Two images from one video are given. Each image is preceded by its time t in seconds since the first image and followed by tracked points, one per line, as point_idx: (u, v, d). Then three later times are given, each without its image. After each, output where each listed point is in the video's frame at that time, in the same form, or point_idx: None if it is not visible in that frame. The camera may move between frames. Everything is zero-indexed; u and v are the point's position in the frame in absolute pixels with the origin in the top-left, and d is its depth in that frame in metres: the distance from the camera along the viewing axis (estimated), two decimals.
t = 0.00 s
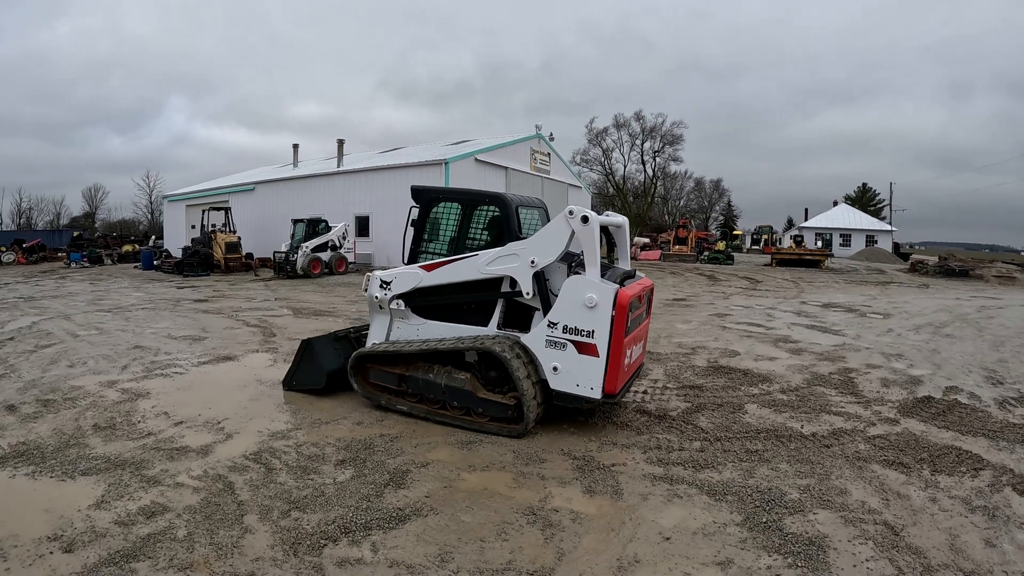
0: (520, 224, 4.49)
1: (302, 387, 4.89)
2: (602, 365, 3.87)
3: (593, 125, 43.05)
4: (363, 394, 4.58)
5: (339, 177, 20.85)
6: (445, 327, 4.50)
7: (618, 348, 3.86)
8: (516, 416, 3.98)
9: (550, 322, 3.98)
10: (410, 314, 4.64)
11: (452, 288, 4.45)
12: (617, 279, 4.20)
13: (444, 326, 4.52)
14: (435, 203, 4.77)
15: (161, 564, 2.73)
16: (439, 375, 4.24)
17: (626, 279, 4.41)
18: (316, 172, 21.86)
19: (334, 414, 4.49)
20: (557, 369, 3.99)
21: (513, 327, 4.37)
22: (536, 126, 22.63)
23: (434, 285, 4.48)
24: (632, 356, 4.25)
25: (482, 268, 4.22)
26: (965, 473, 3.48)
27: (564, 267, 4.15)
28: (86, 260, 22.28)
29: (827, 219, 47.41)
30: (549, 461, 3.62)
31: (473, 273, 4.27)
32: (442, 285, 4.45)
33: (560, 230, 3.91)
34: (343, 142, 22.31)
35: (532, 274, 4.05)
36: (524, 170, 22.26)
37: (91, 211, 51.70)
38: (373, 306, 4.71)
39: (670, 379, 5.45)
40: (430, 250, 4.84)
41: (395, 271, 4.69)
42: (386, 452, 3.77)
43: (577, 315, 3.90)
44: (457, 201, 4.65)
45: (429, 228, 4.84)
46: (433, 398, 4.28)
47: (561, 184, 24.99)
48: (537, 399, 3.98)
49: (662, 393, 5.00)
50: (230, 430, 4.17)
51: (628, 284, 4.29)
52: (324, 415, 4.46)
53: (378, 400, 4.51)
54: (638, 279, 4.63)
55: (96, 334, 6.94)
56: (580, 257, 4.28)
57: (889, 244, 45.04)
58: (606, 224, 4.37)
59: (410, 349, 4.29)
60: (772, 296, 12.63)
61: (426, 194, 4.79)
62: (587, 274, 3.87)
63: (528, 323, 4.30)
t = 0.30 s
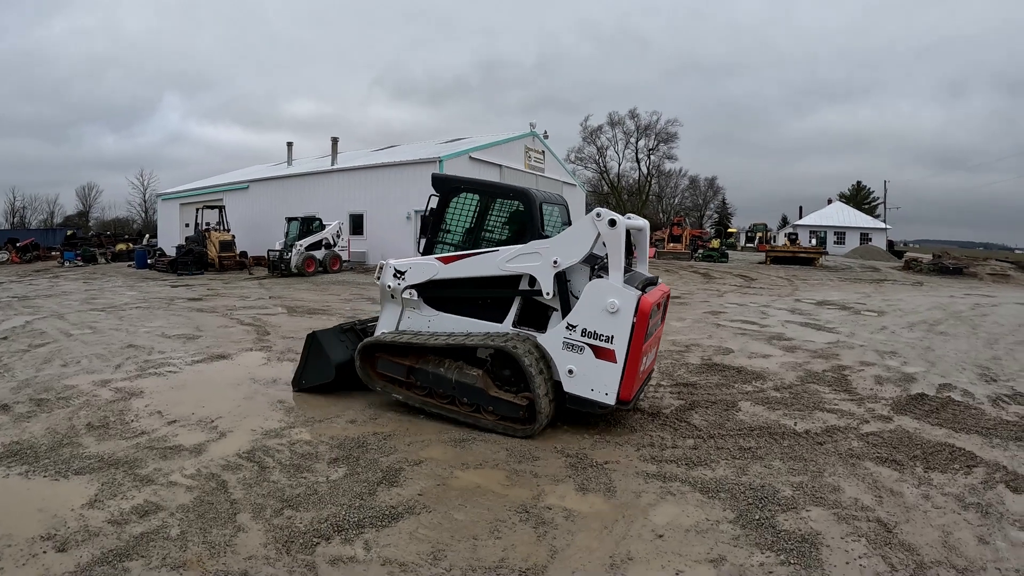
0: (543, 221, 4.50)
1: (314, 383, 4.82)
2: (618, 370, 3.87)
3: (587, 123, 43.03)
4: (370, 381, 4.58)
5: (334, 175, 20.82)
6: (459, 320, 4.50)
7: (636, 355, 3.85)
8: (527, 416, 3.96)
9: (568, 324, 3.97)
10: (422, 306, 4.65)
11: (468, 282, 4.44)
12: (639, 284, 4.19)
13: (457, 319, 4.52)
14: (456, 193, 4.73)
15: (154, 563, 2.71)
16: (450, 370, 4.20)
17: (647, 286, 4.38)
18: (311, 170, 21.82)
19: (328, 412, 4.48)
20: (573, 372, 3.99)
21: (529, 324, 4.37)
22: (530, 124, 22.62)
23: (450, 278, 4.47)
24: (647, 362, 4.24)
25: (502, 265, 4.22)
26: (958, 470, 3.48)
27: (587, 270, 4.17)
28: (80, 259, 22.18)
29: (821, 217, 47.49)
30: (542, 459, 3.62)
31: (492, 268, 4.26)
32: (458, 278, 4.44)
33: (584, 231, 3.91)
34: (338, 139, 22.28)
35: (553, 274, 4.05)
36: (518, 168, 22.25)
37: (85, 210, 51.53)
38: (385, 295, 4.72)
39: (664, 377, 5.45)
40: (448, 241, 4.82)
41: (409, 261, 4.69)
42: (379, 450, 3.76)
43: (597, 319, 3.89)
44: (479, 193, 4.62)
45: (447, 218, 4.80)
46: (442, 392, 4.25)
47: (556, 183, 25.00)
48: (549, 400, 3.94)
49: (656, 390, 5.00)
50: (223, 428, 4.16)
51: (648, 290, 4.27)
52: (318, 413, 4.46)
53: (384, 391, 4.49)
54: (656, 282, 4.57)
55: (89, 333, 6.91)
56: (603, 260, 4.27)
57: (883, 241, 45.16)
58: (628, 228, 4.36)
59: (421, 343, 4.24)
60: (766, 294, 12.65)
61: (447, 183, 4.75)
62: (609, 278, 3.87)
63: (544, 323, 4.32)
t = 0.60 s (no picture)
0: (552, 217, 4.49)
1: (314, 380, 4.66)
2: (625, 373, 3.87)
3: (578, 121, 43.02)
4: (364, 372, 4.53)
5: (323, 172, 20.80)
6: (460, 314, 4.47)
7: (643, 358, 3.85)
8: (530, 415, 3.92)
9: (576, 324, 3.97)
10: (424, 298, 4.62)
11: (474, 275, 4.42)
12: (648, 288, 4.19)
13: (459, 314, 4.49)
14: (463, 184, 4.72)
15: (140, 562, 2.69)
16: (453, 366, 4.15)
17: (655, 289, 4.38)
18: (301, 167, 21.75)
19: (317, 409, 4.47)
20: (578, 373, 3.99)
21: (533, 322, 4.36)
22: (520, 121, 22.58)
23: (454, 270, 4.44)
24: (651, 365, 4.24)
25: (510, 261, 4.21)
26: (946, 466, 3.47)
27: (597, 270, 4.12)
28: (70, 258, 22.07)
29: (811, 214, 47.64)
30: (529, 455, 3.61)
31: (499, 262, 4.25)
32: (463, 271, 4.41)
33: (598, 231, 3.95)
34: (327, 137, 22.21)
35: (563, 272, 4.06)
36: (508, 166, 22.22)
37: (76, 209, 51.28)
38: (386, 284, 4.71)
39: (653, 373, 5.45)
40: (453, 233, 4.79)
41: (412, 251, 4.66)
42: (367, 447, 3.75)
43: (606, 321, 3.89)
44: (488, 185, 4.61)
45: (454, 210, 4.79)
46: (443, 388, 4.21)
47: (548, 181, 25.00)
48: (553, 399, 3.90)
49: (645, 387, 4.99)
50: (211, 426, 4.14)
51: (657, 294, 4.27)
52: (307, 410, 4.45)
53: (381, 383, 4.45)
54: (664, 286, 4.55)
55: (77, 332, 6.88)
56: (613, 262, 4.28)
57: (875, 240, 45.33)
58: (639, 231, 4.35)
59: (424, 337, 4.18)
60: (756, 291, 12.67)
61: (456, 174, 4.74)
62: (621, 281, 3.85)
63: (548, 321, 4.32)
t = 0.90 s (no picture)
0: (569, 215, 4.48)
1: (315, 378, 4.56)
2: (634, 377, 3.85)
3: (568, 119, 43.03)
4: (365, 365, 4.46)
5: (312, 170, 20.77)
6: (467, 310, 4.47)
7: (653, 363, 3.85)
8: (536, 415, 3.86)
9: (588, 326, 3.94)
10: (429, 291, 4.62)
11: (482, 269, 4.41)
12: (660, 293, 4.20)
13: (465, 310, 4.48)
14: (475, 175, 4.70)
15: (127, 561, 2.67)
16: (457, 362, 4.06)
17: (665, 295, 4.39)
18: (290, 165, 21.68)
19: (305, 408, 4.46)
20: (586, 375, 3.95)
21: (541, 320, 4.36)
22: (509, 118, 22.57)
23: (463, 263, 4.42)
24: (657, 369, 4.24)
25: (523, 259, 4.17)
26: (933, 462, 3.48)
27: (610, 271, 4.16)
28: (58, 258, 21.94)
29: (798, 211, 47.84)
30: (515, 452, 3.60)
31: (511, 259, 4.20)
32: (472, 266, 4.40)
33: (615, 233, 3.92)
34: (315, 135, 22.15)
35: (576, 273, 4.02)
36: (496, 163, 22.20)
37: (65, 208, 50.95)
38: (390, 273, 4.71)
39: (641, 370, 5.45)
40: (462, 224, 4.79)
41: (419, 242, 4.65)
42: (354, 445, 3.73)
43: (618, 324, 3.88)
44: (501, 178, 4.60)
45: (464, 201, 4.77)
46: (446, 384, 4.13)
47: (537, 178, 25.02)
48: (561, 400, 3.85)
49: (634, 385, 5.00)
50: (198, 425, 4.12)
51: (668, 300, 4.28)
52: (295, 408, 4.44)
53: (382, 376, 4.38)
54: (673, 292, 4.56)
55: (64, 331, 6.84)
56: (625, 265, 4.27)
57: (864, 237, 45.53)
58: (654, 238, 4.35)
59: (429, 332, 4.09)
60: (744, 288, 12.70)
61: (469, 165, 4.72)
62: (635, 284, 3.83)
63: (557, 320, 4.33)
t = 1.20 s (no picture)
0: (575, 211, 4.51)
1: (316, 379, 4.51)
2: (644, 375, 3.88)
3: (554, 116, 43.05)
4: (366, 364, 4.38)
5: (298, 166, 20.69)
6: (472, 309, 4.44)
7: (663, 360, 3.87)
8: (545, 415, 3.83)
9: (597, 324, 3.95)
10: (433, 289, 4.56)
11: (489, 267, 4.36)
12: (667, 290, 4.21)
13: (470, 307, 4.45)
14: (480, 171, 4.67)
15: (112, 561, 2.65)
16: (464, 361, 4.01)
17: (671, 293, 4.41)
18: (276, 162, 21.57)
19: (291, 406, 4.44)
20: (596, 373, 3.97)
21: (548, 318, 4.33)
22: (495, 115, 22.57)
23: (469, 260, 4.37)
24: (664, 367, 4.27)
25: (531, 256, 4.14)
26: (917, 457, 3.50)
27: (620, 268, 4.14)
28: (42, 256, 21.76)
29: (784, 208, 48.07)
30: (500, 449, 3.59)
31: (519, 256, 4.17)
32: (479, 263, 4.35)
33: (625, 230, 3.92)
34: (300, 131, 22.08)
35: (586, 270, 4.00)
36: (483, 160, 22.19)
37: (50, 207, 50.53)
38: (393, 271, 4.66)
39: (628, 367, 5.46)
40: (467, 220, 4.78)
41: (422, 239, 4.60)
42: (339, 443, 3.72)
43: (628, 322, 3.89)
44: (507, 174, 4.58)
45: (469, 197, 4.75)
46: (452, 384, 4.08)
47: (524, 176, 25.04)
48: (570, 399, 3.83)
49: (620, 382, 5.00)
50: (183, 424, 4.09)
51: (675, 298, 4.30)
52: (281, 407, 4.42)
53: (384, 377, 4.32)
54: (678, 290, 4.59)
55: (48, 331, 6.79)
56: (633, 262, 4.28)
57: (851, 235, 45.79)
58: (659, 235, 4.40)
59: (436, 331, 4.04)
60: (730, 285, 12.74)
61: (472, 160, 4.68)
62: (644, 282, 3.85)
63: (563, 318, 4.30)
